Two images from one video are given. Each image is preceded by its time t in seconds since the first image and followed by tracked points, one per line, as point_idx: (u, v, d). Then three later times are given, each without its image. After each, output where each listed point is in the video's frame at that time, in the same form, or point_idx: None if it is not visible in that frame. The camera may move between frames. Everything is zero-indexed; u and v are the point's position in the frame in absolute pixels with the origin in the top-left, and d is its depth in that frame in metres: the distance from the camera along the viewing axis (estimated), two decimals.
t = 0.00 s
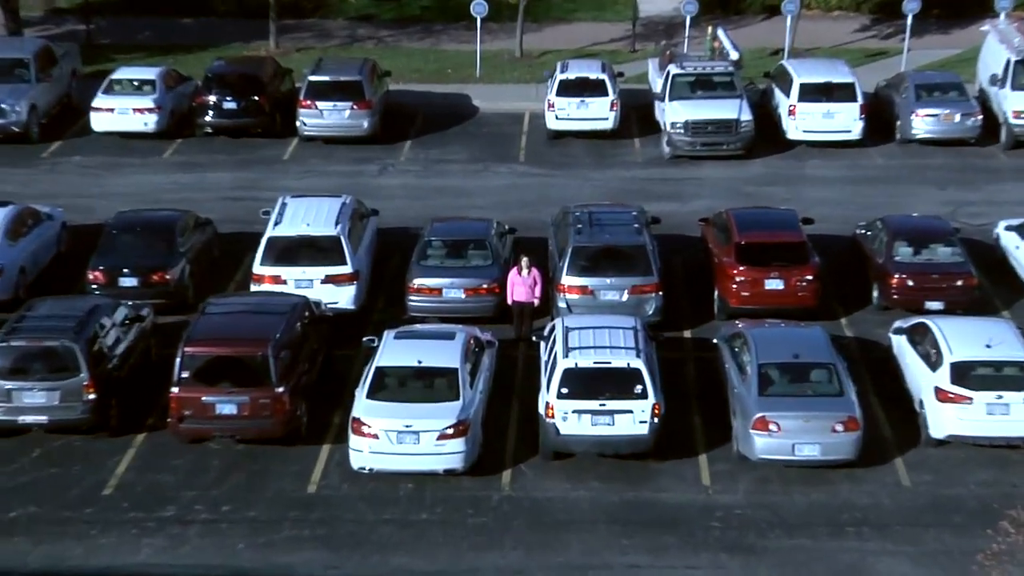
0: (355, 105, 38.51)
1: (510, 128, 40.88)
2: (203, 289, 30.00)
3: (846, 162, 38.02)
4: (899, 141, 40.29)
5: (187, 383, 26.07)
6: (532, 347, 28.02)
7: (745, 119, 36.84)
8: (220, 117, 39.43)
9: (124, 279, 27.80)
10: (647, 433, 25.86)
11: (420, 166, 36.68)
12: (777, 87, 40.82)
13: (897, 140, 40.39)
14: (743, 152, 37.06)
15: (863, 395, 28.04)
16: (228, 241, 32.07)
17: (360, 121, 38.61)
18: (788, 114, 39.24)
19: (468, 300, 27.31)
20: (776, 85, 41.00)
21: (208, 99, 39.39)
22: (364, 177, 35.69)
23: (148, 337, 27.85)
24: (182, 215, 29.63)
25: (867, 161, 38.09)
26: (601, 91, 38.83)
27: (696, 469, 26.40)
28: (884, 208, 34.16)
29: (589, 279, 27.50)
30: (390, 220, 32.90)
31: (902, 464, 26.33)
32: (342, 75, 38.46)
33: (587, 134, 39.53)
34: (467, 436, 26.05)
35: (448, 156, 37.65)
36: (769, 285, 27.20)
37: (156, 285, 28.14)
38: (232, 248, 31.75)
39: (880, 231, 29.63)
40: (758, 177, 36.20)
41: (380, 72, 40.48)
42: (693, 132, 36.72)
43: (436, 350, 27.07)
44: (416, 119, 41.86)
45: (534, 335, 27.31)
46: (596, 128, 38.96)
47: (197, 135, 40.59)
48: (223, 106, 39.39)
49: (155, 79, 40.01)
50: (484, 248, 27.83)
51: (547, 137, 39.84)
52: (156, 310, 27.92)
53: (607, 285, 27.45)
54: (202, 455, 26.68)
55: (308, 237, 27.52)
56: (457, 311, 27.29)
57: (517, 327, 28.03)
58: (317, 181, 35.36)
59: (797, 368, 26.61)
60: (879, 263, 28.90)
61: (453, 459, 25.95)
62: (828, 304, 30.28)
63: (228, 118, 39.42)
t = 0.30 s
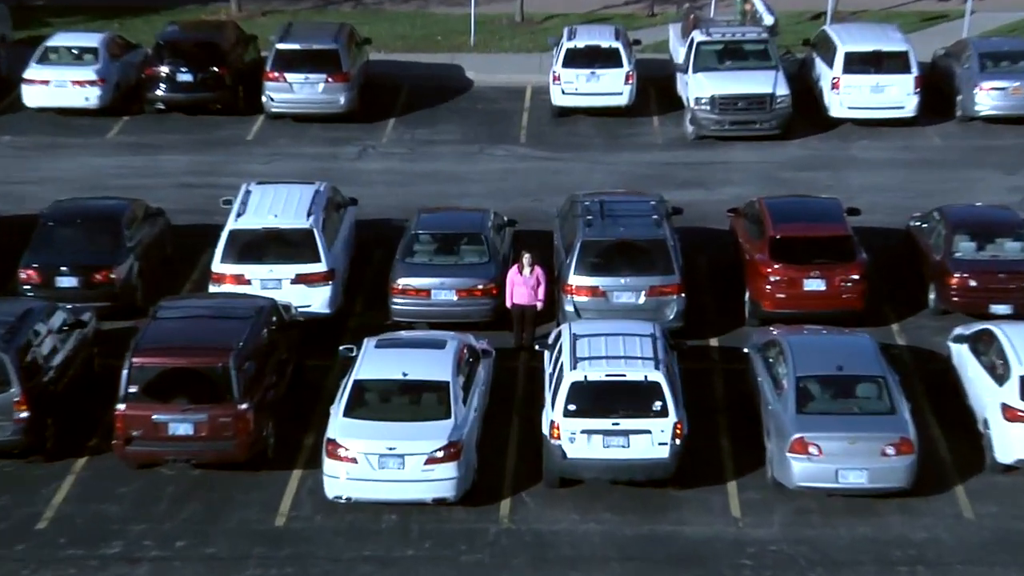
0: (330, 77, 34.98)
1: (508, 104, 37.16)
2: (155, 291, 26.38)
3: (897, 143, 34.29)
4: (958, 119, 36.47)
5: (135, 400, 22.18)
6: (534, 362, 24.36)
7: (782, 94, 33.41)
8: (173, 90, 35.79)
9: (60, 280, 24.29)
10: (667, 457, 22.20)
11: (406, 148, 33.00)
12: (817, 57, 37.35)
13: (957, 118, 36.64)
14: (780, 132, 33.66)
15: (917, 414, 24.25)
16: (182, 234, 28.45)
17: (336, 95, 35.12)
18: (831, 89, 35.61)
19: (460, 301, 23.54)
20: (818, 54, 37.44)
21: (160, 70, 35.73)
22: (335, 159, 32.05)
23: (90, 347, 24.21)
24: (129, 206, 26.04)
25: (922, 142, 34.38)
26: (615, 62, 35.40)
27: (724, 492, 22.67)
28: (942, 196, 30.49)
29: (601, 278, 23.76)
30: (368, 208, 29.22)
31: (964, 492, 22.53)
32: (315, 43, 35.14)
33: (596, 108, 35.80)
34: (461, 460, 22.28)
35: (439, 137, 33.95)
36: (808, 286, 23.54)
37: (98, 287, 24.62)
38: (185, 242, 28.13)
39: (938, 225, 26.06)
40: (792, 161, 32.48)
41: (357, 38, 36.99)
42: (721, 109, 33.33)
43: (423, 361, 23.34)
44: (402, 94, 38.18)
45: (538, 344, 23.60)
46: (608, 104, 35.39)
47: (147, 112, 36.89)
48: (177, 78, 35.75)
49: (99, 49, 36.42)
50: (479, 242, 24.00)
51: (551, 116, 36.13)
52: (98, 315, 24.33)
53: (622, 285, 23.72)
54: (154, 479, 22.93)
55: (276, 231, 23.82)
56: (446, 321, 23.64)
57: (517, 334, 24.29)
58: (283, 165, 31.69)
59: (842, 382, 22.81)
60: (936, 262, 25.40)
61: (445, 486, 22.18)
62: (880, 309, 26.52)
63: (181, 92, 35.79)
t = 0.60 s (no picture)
0: (313, 59, 33.26)
1: (507, 88, 35.18)
2: (124, 292, 24.49)
3: (934, 131, 32.32)
4: (1000, 104, 34.41)
5: (101, 411, 20.13)
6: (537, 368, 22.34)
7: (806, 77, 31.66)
8: (142, 72, 33.99)
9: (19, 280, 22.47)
10: (680, 472, 20.27)
11: (395, 136, 31.05)
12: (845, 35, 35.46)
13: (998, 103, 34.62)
14: (804, 119, 31.86)
15: (954, 428, 22.17)
16: (151, 230, 26.54)
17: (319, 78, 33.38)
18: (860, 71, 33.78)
19: (454, 303, 21.57)
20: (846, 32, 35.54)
21: (128, 50, 33.94)
22: (317, 148, 30.13)
23: (53, 353, 22.30)
24: (95, 200, 24.17)
25: (961, 129, 32.40)
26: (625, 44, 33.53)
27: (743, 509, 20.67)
28: (978, 188, 28.53)
29: (609, 278, 21.75)
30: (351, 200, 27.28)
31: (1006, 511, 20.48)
32: (296, 21, 33.40)
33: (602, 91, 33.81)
34: (456, 477, 20.27)
35: (432, 123, 31.98)
36: (834, 287, 21.62)
37: (61, 288, 22.82)
38: (155, 239, 26.22)
39: (980, 220, 24.09)
40: (818, 150, 30.52)
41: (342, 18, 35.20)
42: (739, 91, 31.57)
43: (414, 368, 21.33)
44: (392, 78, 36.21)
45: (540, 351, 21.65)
46: (617, 87, 33.50)
47: (113, 97, 35.05)
48: (146, 59, 33.98)
49: (61, 27, 34.56)
50: (475, 239, 22.02)
51: (554, 101, 34.17)
52: (59, 319, 22.45)
53: (632, 284, 21.72)
54: (122, 496, 20.94)
55: (254, 227, 21.81)
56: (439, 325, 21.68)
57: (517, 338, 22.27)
58: (262, 154, 29.76)
59: (871, 392, 20.72)
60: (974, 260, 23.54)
61: (436, 505, 20.16)
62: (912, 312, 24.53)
63: (150, 74, 33.99)
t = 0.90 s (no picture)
0: (290, 34, 31.31)
1: (506, 67, 33.03)
2: (81, 292, 22.36)
3: (981, 115, 30.15)
4: None
5: (56, 427, 17.85)
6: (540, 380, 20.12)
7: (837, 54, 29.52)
8: (100, 49, 31.94)
9: None
10: (699, 493, 18.05)
11: (382, 121, 28.94)
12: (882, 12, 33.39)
13: None
14: (836, 101, 29.78)
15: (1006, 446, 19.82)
16: (111, 224, 24.41)
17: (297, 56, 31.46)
18: (898, 49, 31.73)
19: (446, 307, 19.38)
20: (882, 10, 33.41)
21: (84, 25, 31.89)
22: (296, 134, 27.98)
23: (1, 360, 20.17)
24: (48, 190, 22.07)
25: (1011, 113, 30.21)
26: (637, 20, 31.43)
27: (766, 529, 18.41)
28: None
29: (619, 278, 19.56)
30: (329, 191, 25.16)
31: None
32: None
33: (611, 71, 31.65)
34: (450, 498, 18.02)
35: (424, 106, 29.80)
36: (869, 288, 19.48)
37: (8, 288, 20.69)
38: (115, 233, 24.10)
39: None
40: (850, 136, 28.34)
41: None
42: (762, 70, 29.51)
43: (402, 378, 19.11)
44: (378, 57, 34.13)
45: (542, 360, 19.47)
46: (630, 66, 31.44)
47: (68, 77, 32.86)
48: (105, 35, 31.96)
49: None
50: (470, 236, 19.85)
51: (558, 82, 32.03)
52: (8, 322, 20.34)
53: (645, 285, 19.52)
54: (77, 520, 18.71)
55: (225, 221, 19.55)
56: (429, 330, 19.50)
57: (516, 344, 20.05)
58: (234, 141, 27.63)
59: (909, 404, 18.34)
60: None
61: (429, 529, 17.91)
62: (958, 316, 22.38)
63: (107, 51, 31.96)
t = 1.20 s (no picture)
0: None
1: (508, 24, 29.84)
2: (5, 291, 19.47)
3: None
4: None
5: None
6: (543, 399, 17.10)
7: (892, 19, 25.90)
8: (28, 9, 27.35)
9: None
10: (729, 529, 14.18)
11: (359, 92, 25.90)
12: None
13: None
14: (889, 70, 26.08)
15: None
16: (43, 213, 21.46)
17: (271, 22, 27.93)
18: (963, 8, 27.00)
19: (434, 311, 16.54)
20: None
21: None
22: (263, 108, 25.00)
23: None
24: None
25: None
26: None
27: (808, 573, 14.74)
28: None
29: (636, 277, 16.66)
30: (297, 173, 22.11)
31: None
32: None
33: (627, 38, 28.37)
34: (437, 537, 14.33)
35: (408, 75, 26.64)
36: (929, 289, 16.61)
37: None
38: (48, 223, 21.17)
39: None
40: (907, 111, 24.92)
41: None
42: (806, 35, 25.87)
43: (384, 393, 15.56)
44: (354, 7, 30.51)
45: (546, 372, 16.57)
46: (648, 29, 27.36)
47: None
48: None
49: None
50: (461, 227, 16.99)
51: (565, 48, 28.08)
52: None
53: (667, 285, 16.62)
54: None
55: (174, 211, 16.67)
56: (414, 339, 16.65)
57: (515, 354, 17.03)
58: (186, 116, 24.62)
59: (975, 424, 14.34)
60: None
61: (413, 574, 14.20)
62: None
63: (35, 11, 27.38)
